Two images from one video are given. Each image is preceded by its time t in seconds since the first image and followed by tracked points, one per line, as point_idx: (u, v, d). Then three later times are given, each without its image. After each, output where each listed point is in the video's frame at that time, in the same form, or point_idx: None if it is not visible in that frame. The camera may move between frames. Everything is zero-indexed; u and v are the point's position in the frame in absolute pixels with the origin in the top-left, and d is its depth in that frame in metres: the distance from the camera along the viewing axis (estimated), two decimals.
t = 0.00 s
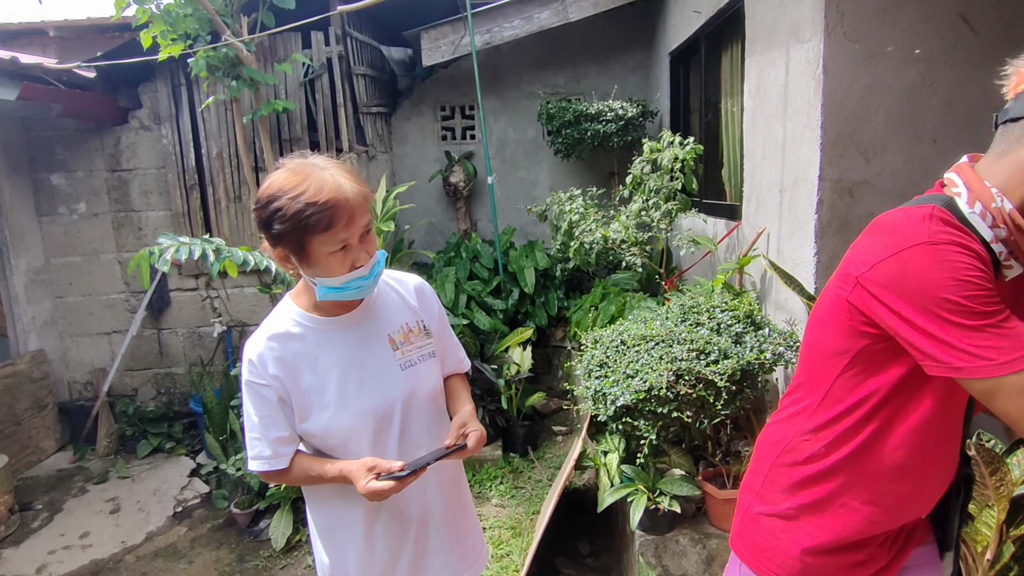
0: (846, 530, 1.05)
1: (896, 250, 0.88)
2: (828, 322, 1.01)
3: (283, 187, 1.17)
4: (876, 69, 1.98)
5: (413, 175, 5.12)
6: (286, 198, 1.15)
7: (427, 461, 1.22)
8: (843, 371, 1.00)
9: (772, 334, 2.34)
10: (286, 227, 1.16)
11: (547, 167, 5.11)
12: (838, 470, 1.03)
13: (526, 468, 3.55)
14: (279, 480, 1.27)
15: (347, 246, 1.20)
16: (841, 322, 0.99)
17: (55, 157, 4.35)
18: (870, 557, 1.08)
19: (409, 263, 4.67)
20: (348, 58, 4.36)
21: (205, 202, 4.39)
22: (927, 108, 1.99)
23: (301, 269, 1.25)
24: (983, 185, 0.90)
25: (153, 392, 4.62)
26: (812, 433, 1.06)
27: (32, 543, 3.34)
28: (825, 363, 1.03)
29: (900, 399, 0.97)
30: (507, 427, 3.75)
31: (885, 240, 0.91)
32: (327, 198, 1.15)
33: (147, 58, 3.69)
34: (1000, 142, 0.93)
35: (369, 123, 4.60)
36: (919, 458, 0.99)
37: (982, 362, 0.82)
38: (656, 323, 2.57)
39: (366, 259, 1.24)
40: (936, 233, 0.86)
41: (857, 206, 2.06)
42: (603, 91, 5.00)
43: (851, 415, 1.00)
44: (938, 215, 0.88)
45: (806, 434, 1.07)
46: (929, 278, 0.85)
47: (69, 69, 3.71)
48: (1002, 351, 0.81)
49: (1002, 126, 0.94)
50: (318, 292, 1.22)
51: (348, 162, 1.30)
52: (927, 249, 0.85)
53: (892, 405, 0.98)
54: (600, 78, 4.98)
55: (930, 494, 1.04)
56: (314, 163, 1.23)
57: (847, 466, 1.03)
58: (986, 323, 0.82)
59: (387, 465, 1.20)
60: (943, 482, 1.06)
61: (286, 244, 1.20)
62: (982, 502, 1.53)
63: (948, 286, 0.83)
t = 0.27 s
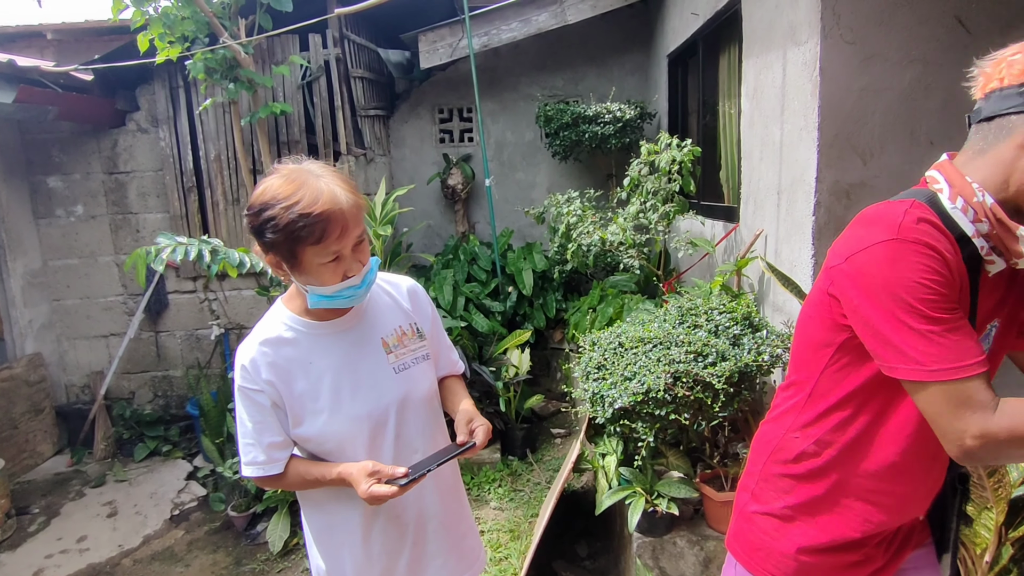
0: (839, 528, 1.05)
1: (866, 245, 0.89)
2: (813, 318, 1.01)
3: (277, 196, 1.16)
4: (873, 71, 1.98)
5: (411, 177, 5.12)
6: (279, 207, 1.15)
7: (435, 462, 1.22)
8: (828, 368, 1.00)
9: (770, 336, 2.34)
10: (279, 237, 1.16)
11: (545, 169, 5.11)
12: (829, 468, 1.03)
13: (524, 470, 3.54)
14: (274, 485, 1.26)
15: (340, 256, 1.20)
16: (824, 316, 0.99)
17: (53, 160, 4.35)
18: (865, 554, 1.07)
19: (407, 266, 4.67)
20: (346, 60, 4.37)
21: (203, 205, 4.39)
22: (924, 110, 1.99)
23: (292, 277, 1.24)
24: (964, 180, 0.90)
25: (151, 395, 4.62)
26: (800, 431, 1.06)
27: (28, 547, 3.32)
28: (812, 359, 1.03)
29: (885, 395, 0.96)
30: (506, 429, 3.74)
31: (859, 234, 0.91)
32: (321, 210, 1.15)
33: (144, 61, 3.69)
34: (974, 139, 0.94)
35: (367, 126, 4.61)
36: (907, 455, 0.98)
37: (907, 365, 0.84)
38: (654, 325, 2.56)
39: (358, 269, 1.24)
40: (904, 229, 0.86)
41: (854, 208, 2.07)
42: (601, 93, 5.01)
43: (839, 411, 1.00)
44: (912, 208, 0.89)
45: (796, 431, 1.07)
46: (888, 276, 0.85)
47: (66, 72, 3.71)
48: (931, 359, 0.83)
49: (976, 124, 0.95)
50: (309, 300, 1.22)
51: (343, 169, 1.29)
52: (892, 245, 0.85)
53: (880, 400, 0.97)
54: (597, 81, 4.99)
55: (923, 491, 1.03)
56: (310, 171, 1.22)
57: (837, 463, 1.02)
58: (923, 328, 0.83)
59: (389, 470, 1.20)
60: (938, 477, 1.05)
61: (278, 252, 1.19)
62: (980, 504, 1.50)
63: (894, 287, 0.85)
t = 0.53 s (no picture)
0: (845, 530, 1.03)
1: (859, 243, 0.90)
2: (810, 319, 1.02)
3: (274, 201, 1.16)
4: (873, 73, 1.98)
5: (411, 178, 5.12)
6: (276, 213, 1.14)
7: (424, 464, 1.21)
8: (828, 367, 1.00)
9: (769, 337, 2.34)
10: (275, 242, 1.16)
11: (544, 170, 5.11)
12: (831, 468, 1.02)
13: (524, 472, 3.53)
14: (271, 487, 1.26)
15: (337, 262, 1.20)
16: (822, 316, 0.99)
17: (52, 161, 4.34)
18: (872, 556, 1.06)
19: (406, 267, 4.67)
20: (346, 61, 4.37)
21: (202, 205, 4.39)
22: (923, 111, 1.99)
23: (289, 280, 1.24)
24: (942, 175, 0.92)
25: (150, 396, 4.61)
26: (803, 431, 1.05)
27: (27, 548, 3.32)
28: (812, 359, 1.03)
29: (885, 392, 0.96)
30: (505, 431, 3.74)
31: (849, 235, 0.92)
32: (318, 216, 1.14)
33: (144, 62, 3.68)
34: (939, 137, 0.96)
35: (367, 127, 4.61)
36: (909, 452, 0.97)
37: (940, 352, 0.84)
38: (654, 326, 2.56)
39: (355, 274, 1.23)
40: (895, 225, 0.88)
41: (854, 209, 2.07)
42: (600, 94, 5.01)
43: (840, 411, 1.00)
44: (898, 205, 0.90)
45: (798, 432, 1.07)
46: (889, 269, 0.86)
47: (66, 73, 3.70)
48: (958, 341, 0.83)
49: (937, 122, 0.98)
50: (305, 303, 1.23)
51: (343, 173, 1.28)
52: (886, 241, 0.87)
53: (881, 399, 0.97)
54: (596, 82, 4.99)
55: (926, 490, 1.02)
56: (309, 175, 1.21)
57: (839, 464, 1.02)
58: (939, 314, 0.83)
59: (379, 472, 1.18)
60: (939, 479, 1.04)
61: (274, 257, 1.19)
62: (980, 505, 1.50)
63: (898, 280, 0.86)
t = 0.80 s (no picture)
0: (854, 537, 1.03)
1: (857, 250, 0.89)
2: (812, 325, 1.02)
3: (268, 203, 1.16)
4: (873, 74, 1.98)
5: (411, 179, 5.12)
6: (271, 214, 1.15)
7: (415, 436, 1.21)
8: (833, 375, 1.00)
9: (770, 339, 2.34)
10: (271, 244, 1.16)
11: (544, 171, 5.11)
12: (839, 476, 1.02)
13: (524, 473, 3.54)
14: (270, 488, 1.27)
15: (334, 263, 1.19)
16: (823, 324, 0.99)
17: (53, 161, 4.34)
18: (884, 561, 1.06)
19: (407, 268, 4.67)
20: (346, 62, 4.37)
21: (202, 206, 4.39)
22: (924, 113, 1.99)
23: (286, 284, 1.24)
24: (937, 174, 0.93)
25: (150, 397, 4.62)
26: (810, 439, 1.06)
27: (27, 549, 3.31)
28: (817, 367, 1.03)
29: (889, 399, 0.96)
30: (505, 432, 3.73)
31: (846, 240, 0.92)
32: (313, 217, 1.14)
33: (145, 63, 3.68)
34: (930, 137, 0.97)
35: (367, 128, 4.61)
36: (917, 458, 0.97)
37: (918, 368, 0.84)
38: (654, 328, 2.56)
39: (352, 275, 1.23)
40: (893, 232, 0.86)
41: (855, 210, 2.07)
42: (600, 96, 5.02)
43: (846, 418, 1.00)
44: (898, 208, 0.90)
45: (805, 440, 1.07)
46: (885, 277, 0.86)
47: (67, 73, 3.70)
48: (939, 358, 0.83)
49: (927, 122, 0.99)
50: (304, 305, 1.23)
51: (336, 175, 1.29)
52: (884, 250, 0.86)
53: (887, 405, 0.97)
54: (597, 83, 5.00)
55: (934, 494, 1.02)
56: (301, 177, 1.22)
57: (847, 471, 1.01)
58: (925, 330, 0.83)
59: (373, 442, 1.20)
60: (946, 481, 1.04)
61: (270, 260, 1.19)
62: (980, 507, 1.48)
63: (891, 293, 0.85)
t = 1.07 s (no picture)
0: (857, 539, 1.04)
1: (853, 256, 0.89)
2: (811, 329, 1.02)
3: (262, 204, 1.16)
4: (873, 76, 1.98)
5: (411, 180, 5.12)
6: (265, 215, 1.15)
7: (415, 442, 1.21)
8: (834, 381, 1.00)
9: (770, 340, 2.34)
10: (265, 245, 1.16)
11: (544, 172, 5.12)
12: (841, 481, 1.02)
13: (524, 474, 3.54)
14: (267, 492, 1.27)
15: (329, 263, 1.20)
16: (822, 329, 0.99)
17: (53, 162, 4.35)
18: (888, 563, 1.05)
19: (407, 269, 4.67)
20: (347, 63, 4.37)
21: (203, 207, 4.40)
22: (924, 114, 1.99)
23: (282, 285, 1.24)
24: (935, 179, 0.92)
25: (150, 398, 4.62)
26: (812, 443, 1.05)
27: (26, 549, 3.31)
28: (818, 372, 1.03)
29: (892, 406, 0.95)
30: (505, 433, 3.73)
31: (843, 246, 0.92)
32: (307, 216, 1.15)
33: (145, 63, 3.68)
34: (930, 141, 0.97)
35: (367, 129, 4.62)
36: (920, 463, 0.96)
37: (897, 378, 0.85)
38: (654, 329, 2.57)
39: (347, 274, 1.24)
40: (886, 240, 0.86)
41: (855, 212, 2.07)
42: (600, 97, 5.02)
43: (848, 423, 0.99)
44: (893, 213, 0.90)
45: (807, 443, 1.07)
46: (876, 286, 0.85)
47: (67, 74, 3.70)
48: (919, 371, 0.83)
49: (927, 124, 0.98)
50: (299, 307, 1.22)
51: (328, 175, 1.29)
52: (879, 258, 0.85)
53: (889, 411, 0.96)
54: (597, 84, 5.00)
55: (937, 497, 1.01)
56: (294, 178, 1.22)
57: (849, 475, 1.01)
58: (910, 343, 0.83)
59: (377, 450, 1.20)
60: (949, 484, 1.03)
61: (265, 261, 1.19)
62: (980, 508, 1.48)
63: (882, 303, 0.85)
